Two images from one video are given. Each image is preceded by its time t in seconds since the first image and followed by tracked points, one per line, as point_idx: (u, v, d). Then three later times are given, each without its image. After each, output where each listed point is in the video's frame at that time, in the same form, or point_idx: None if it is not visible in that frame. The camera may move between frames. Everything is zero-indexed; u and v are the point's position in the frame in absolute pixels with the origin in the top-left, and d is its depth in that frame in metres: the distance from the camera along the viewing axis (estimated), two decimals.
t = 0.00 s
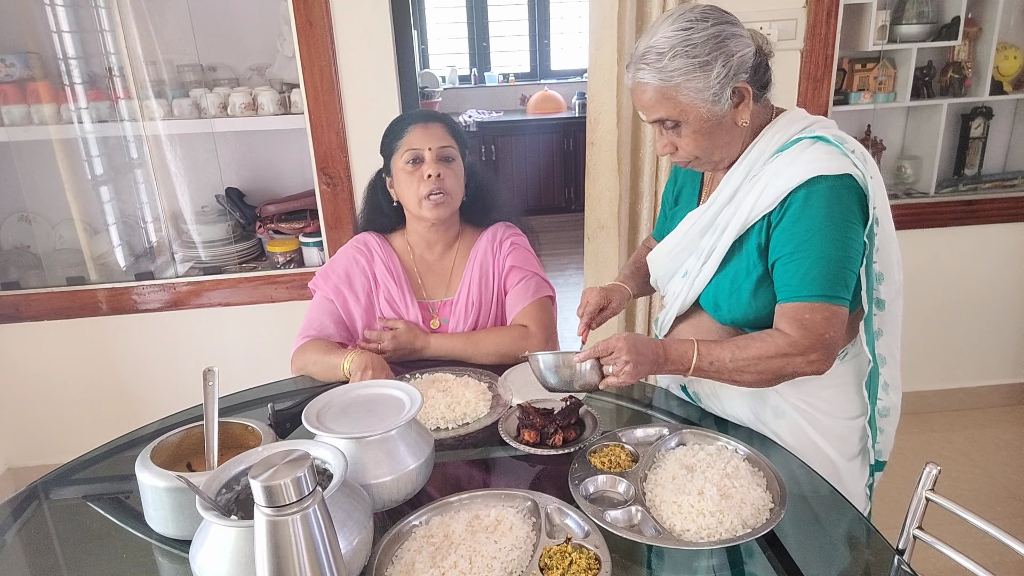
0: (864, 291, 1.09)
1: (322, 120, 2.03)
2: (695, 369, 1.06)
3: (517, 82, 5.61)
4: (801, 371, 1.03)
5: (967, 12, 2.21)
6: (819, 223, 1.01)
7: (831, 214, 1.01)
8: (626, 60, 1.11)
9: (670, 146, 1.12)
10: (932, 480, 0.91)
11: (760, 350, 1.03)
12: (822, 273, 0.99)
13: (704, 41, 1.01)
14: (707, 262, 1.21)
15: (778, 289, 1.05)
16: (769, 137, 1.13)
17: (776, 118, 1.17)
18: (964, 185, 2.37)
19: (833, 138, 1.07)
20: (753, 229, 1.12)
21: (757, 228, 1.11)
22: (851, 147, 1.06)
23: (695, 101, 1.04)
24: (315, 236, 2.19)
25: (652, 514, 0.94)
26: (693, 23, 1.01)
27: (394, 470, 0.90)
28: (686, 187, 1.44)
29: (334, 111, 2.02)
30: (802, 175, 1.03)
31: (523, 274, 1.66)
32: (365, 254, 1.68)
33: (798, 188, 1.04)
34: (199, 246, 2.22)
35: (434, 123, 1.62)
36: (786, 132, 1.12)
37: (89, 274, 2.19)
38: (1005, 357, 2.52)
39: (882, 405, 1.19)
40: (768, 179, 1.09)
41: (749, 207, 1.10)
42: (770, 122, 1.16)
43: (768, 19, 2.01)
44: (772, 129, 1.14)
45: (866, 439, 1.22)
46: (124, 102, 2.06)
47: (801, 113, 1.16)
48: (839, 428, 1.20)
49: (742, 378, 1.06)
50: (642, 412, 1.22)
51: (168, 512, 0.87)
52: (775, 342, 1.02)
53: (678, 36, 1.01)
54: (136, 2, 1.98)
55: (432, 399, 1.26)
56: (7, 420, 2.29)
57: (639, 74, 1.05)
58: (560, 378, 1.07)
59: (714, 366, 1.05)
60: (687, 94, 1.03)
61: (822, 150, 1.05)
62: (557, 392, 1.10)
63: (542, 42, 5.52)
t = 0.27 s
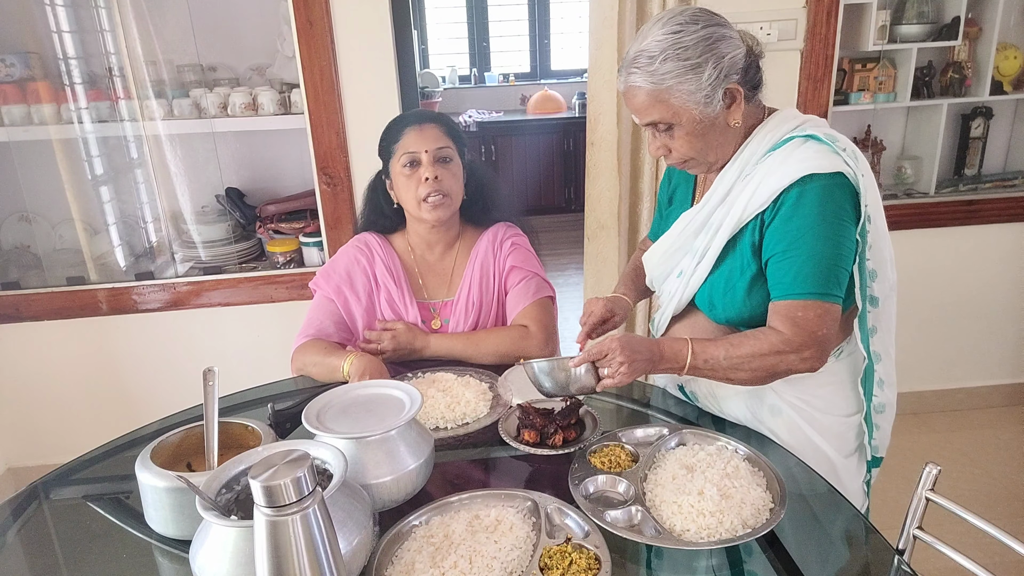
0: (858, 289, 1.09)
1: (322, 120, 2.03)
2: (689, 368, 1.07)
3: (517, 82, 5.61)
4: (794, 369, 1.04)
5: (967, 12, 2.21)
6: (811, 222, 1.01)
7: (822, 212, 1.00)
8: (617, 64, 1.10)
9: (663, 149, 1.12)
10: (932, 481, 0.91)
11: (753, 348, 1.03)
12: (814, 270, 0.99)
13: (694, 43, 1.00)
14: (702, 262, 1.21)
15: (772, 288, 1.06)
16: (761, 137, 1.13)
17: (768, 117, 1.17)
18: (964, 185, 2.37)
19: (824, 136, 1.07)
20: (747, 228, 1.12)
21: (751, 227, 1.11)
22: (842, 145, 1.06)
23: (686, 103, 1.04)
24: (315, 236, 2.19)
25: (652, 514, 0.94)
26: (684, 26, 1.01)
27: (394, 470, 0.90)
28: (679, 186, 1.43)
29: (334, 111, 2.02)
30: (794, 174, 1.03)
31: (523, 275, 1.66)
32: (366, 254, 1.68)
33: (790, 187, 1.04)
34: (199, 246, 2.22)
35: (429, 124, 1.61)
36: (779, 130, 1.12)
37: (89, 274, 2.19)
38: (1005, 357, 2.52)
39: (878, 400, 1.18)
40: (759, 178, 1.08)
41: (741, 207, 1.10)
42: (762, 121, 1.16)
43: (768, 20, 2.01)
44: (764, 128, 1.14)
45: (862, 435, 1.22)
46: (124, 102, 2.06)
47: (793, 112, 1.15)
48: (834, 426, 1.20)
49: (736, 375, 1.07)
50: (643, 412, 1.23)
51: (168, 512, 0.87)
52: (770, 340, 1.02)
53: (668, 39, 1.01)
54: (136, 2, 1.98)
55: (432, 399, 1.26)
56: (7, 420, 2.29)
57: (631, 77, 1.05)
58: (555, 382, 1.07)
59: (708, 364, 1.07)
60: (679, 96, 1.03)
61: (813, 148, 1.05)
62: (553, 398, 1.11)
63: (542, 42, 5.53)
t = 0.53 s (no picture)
0: (851, 284, 1.09)
1: (322, 120, 2.03)
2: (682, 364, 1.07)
3: (517, 82, 5.61)
4: (786, 365, 1.03)
5: (967, 12, 2.21)
6: (801, 217, 1.01)
7: (812, 208, 1.01)
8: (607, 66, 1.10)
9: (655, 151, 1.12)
10: (932, 481, 0.91)
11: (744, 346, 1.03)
12: (805, 264, 0.99)
13: (682, 45, 1.00)
14: (696, 261, 1.21)
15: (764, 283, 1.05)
16: (752, 134, 1.14)
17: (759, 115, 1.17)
18: (964, 184, 2.36)
19: (814, 133, 1.07)
20: (739, 226, 1.12)
21: (743, 225, 1.11)
22: (832, 141, 1.06)
23: (676, 105, 1.03)
24: (315, 236, 2.20)
25: (652, 514, 0.94)
26: (671, 29, 1.01)
27: (394, 470, 0.90)
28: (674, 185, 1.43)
29: (334, 111, 2.02)
30: (784, 170, 1.03)
31: (522, 274, 1.66)
32: (365, 254, 1.68)
33: (780, 184, 1.04)
34: (199, 246, 2.22)
35: (423, 129, 1.59)
36: (769, 128, 1.12)
37: (89, 274, 2.19)
38: (1005, 357, 2.52)
39: (874, 396, 1.18)
40: (750, 176, 1.09)
41: (733, 205, 1.10)
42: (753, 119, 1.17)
43: (768, 19, 2.01)
44: (756, 126, 1.14)
45: (859, 432, 1.22)
46: (124, 102, 2.06)
47: (784, 110, 1.16)
48: (832, 423, 1.20)
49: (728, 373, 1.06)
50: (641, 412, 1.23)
51: (168, 512, 0.87)
52: (759, 335, 1.02)
53: (656, 42, 1.01)
54: (136, 2, 1.98)
55: (431, 398, 1.26)
56: (7, 421, 2.29)
57: (620, 80, 1.05)
58: (551, 387, 1.12)
59: (699, 360, 1.06)
60: (668, 98, 1.03)
61: (802, 145, 1.05)
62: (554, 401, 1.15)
63: (542, 42, 5.53)
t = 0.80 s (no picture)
0: (845, 282, 1.09)
1: (322, 120, 2.03)
2: (677, 364, 1.08)
3: (517, 82, 5.61)
4: (783, 364, 1.04)
5: (967, 12, 2.21)
6: (793, 216, 1.01)
7: (804, 206, 1.01)
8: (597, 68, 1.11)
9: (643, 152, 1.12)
10: (932, 481, 0.91)
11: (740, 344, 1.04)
12: (798, 263, 1.00)
13: (669, 45, 1.01)
14: (691, 263, 1.21)
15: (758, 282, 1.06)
16: (743, 135, 1.14)
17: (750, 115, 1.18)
18: (964, 184, 2.36)
19: (804, 131, 1.07)
20: (733, 226, 1.12)
21: (737, 225, 1.11)
22: (822, 139, 1.06)
23: (665, 104, 1.03)
24: (315, 236, 2.20)
25: (652, 514, 0.94)
26: (657, 30, 1.02)
27: (394, 470, 0.90)
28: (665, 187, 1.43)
29: (334, 111, 2.02)
30: (776, 169, 1.03)
31: (520, 274, 1.66)
32: (363, 255, 1.68)
33: (772, 183, 1.04)
34: (199, 246, 2.22)
35: (417, 132, 1.59)
36: (760, 127, 1.12)
37: (89, 274, 2.19)
38: (1005, 357, 2.52)
39: (871, 392, 1.20)
40: (742, 176, 1.09)
41: (726, 205, 1.10)
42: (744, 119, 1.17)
43: (768, 19, 2.01)
44: (746, 125, 1.14)
45: (858, 429, 1.23)
46: (123, 102, 2.06)
47: (774, 109, 1.16)
48: (831, 421, 1.21)
49: (723, 373, 1.07)
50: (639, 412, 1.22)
51: (167, 512, 0.87)
52: (754, 334, 1.03)
53: (643, 42, 1.01)
54: (136, 2, 1.98)
55: (431, 398, 1.26)
56: (7, 421, 2.29)
57: (609, 81, 1.06)
58: (548, 386, 1.09)
59: (696, 359, 1.07)
60: (656, 98, 1.03)
61: (793, 144, 1.05)
62: (549, 400, 1.13)
63: (542, 42, 5.53)
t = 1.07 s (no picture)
0: (840, 281, 1.09)
1: (322, 120, 2.03)
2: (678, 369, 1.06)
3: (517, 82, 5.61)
4: (781, 365, 1.03)
5: (967, 12, 2.21)
6: (787, 218, 1.01)
7: (797, 208, 1.01)
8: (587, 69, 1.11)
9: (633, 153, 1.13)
10: (932, 481, 0.91)
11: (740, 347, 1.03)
12: (794, 265, 1.00)
13: (659, 47, 1.01)
14: (686, 267, 1.21)
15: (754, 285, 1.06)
16: (734, 138, 1.14)
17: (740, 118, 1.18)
18: (964, 184, 2.36)
19: (795, 133, 1.08)
20: (727, 230, 1.12)
21: (731, 229, 1.11)
22: (813, 141, 1.07)
23: (653, 106, 1.03)
24: (315, 236, 2.20)
25: (652, 514, 0.94)
26: (646, 31, 1.02)
27: (394, 470, 0.90)
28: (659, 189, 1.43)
29: (334, 111, 2.02)
30: (768, 172, 1.03)
31: (520, 273, 1.66)
32: (363, 254, 1.68)
33: (765, 186, 1.04)
34: (199, 246, 2.22)
35: (415, 132, 1.59)
36: (751, 130, 1.13)
37: (89, 274, 2.19)
38: (1005, 357, 2.52)
39: (869, 391, 1.20)
40: (735, 179, 1.09)
41: (720, 209, 1.10)
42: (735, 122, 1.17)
43: (768, 19, 2.01)
44: (737, 129, 1.15)
45: (856, 428, 1.23)
46: (124, 102, 2.06)
47: (764, 111, 1.16)
48: (830, 419, 1.21)
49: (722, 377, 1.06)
50: (638, 413, 1.22)
51: (167, 512, 0.87)
52: (752, 335, 1.02)
53: (633, 44, 1.01)
54: (137, 2, 1.98)
55: (431, 398, 1.26)
56: (7, 421, 2.29)
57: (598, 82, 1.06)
58: (545, 386, 1.09)
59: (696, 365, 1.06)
60: (645, 99, 1.03)
61: (784, 146, 1.05)
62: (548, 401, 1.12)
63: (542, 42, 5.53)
